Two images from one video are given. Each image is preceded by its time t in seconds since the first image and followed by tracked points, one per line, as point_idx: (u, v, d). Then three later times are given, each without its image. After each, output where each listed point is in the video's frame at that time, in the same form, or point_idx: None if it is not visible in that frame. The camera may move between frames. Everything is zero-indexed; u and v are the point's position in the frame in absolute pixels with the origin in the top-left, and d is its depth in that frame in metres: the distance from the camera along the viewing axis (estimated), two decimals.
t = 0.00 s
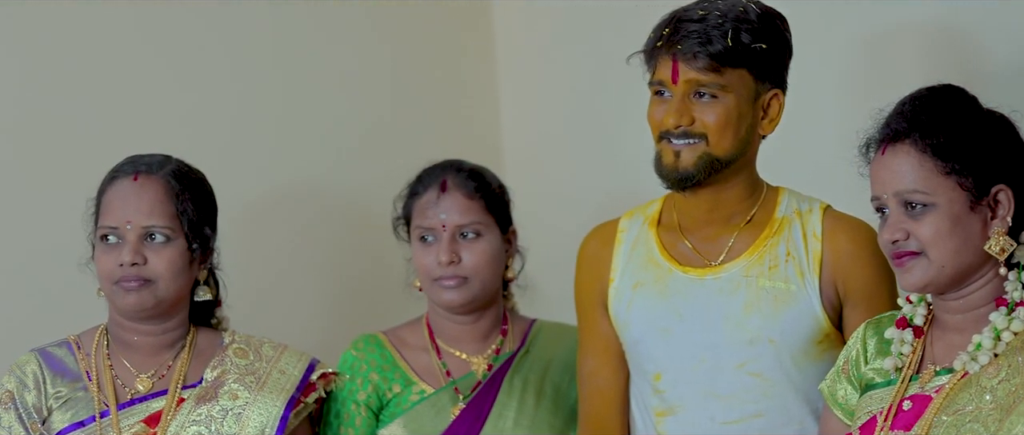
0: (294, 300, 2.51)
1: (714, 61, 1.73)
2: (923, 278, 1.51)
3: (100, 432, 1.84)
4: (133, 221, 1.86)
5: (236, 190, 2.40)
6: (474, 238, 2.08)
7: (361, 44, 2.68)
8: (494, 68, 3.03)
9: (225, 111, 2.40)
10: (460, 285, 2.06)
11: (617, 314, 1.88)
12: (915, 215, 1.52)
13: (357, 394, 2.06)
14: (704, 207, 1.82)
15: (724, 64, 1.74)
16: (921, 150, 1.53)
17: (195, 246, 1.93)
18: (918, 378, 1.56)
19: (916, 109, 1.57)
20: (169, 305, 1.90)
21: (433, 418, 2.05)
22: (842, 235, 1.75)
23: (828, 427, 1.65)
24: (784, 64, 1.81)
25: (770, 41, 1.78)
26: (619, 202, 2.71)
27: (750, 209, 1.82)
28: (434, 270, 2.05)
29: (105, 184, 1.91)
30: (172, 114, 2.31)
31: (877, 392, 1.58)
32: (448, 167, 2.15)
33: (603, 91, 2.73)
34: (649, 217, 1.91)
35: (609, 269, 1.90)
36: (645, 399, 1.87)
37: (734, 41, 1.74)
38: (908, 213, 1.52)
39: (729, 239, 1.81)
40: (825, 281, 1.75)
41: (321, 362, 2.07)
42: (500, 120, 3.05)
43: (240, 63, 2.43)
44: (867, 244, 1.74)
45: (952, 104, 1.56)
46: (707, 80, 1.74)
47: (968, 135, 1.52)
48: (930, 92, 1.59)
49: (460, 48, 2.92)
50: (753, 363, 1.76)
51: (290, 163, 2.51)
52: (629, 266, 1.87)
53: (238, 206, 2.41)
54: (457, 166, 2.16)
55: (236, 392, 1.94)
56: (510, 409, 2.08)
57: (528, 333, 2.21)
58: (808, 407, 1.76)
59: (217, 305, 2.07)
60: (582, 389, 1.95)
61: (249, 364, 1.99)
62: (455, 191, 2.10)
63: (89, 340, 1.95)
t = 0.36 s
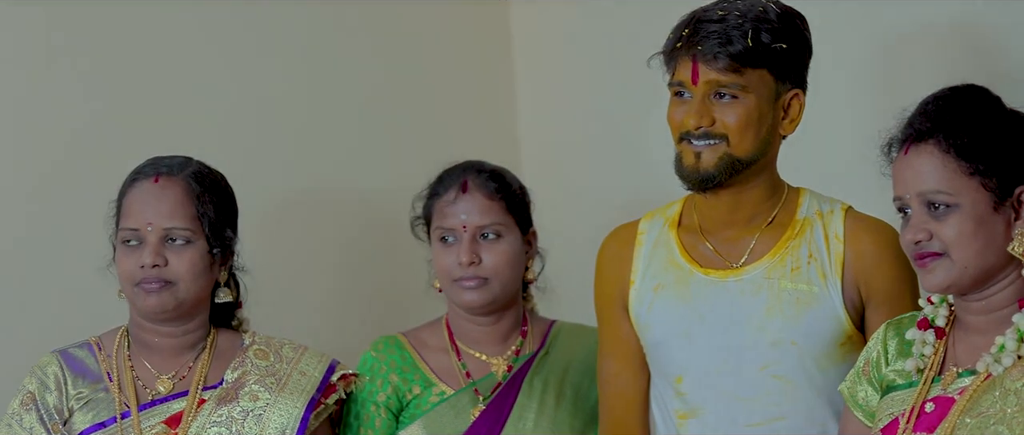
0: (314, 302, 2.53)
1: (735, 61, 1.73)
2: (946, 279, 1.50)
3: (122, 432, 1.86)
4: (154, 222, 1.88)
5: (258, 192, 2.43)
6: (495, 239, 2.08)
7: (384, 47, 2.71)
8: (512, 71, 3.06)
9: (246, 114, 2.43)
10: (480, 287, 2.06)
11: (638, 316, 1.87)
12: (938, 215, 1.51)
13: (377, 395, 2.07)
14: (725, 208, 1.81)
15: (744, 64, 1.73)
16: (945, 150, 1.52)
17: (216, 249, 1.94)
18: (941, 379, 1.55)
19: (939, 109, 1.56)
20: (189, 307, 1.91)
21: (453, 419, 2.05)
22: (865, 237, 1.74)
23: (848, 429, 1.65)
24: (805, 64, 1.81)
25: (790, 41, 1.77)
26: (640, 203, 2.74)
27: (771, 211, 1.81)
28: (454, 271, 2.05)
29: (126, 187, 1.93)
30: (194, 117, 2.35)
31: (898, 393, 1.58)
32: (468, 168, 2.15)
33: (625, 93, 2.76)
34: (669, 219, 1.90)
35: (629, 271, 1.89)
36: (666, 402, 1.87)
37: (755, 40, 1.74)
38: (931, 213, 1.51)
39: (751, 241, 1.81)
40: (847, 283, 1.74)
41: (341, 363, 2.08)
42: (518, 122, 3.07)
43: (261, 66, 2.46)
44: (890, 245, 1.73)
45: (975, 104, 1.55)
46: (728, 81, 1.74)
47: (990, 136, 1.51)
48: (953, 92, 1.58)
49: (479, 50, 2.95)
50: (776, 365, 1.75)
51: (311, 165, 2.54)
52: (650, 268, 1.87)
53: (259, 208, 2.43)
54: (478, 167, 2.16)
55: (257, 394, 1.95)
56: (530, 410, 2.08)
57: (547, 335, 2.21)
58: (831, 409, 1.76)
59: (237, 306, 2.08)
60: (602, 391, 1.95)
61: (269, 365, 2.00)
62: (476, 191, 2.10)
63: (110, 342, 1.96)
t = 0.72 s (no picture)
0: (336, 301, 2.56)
1: (762, 62, 1.73)
2: (972, 281, 1.49)
3: (144, 431, 1.88)
4: (178, 222, 1.90)
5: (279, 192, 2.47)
6: (519, 239, 2.09)
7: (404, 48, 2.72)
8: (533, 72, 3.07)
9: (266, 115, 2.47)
10: (504, 286, 2.07)
11: (663, 318, 1.87)
12: (965, 216, 1.50)
13: (400, 395, 2.09)
14: (751, 209, 1.81)
15: (771, 64, 1.73)
16: (972, 151, 1.51)
17: (239, 248, 1.96)
18: (967, 382, 1.55)
19: (965, 109, 1.56)
20: (212, 306, 1.93)
21: (474, 420, 2.06)
22: (892, 238, 1.74)
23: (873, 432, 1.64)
24: (831, 64, 1.81)
25: (817, 41, 1.77)
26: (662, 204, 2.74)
27: (798, 212, 1.81)
28: (478, 270, 2.06)
29: (150, 185, 1.96)
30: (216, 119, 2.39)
31: (924, 395, 1.57)
32: (492, 168, 2.16)
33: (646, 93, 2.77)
34: (694, 220, 1.90)
35: (655, 272, 1.89)
36: (692, 403, 1.87)
37: (782, 41, 1.74)
38: (958, 215, 1.51)
39: (777, 242, 1.80)
40: (873, 285, 1.74)
41: (363, 363, 2.09)
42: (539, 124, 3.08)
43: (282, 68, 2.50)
44: (917, 247, 1.73)
45: (1002, 105, 1.54)
46: (754, 81, 1.74)
47: (1016, 137, 1.51)
48: (978, 92, 1.58)
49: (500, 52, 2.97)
50: (802, 368, 1.75)
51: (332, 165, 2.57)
52: (675, 269, 1.86)
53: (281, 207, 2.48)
54: (502, 167, 2.17)
55: (280, 393, 1.97)
56: (553, 410, 2.10)
57: (570, 335, 2.21)
58: (857, 411, 1.75)
59: (260, 306, 2.10)
60: (625, 391, 1.96)
61: (292, 364, 2.02)
62: (500, 191, 2.11)
63: (133, 341, 1.98)
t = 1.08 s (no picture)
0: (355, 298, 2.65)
1: (793, 61, 1.73)
2: (1004, 281, 1.48)
3: (171, 431, 1.89)
4: (205, 221, 1.92)
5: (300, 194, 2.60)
6: (547, 239, 2.09)
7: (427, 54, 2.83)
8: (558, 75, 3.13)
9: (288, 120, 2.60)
10: (531, 287, 2.07)
11: (692, 318, 1.87)
12: (998, 216, 1.49)
13: (426, 395, 2.10)
14: (782, 209, 1.81)
15: (802, 63, 1.73)
16: (1005, 150, 1.50)
17: (264, 248, 1.98)
18: (999, 383, 1.54)
19: (997, 108, 1.55)
20: (238, 306, 1.95)
21: (500, 420, 2.07)
22: (925, 238, 1.73)
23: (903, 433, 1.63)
24: (864, 63, 1.80)
25: (849, 40, 1.76)
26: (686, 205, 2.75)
27: (828, 212, 1.80)
28: (506, 270, 2.07)
29: (177, 185, 1.98)
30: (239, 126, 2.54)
31: (956, 397, 1.56)
32: (520, 168, 2.17)
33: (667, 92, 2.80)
34: (724, 219, 1.90)
35: (684, 272, 1.89)
36: (722, 404, 1.86)
37: (814, 39, 1.73)
38: (990, 215, 1.50)
39: (808, 242, 1.80)
40: (905, 286, 1.73)
41: (389, 363, 2.12)
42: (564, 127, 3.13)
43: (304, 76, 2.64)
44: (950, 247, 1.72)
45: None
46: (785, 79, 1.74)
47: None
48: (1011, 90, 1.57)
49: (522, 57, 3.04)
50: (832, 369, 1.74)
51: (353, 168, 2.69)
52: (705, 270, 1.86)
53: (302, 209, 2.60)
54: (530, 166, 2.18)
55: (306, 393, 1.99)
56: (580, 410, 2.11)
57: (596, 335, 2.21)
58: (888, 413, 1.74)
59: (285, 307, 2.13)
60: (655, 387, 1.96)
61: (318, 364, 2.05)
62: (529, 190, 2.12)
63: (159, 342, 2.01)
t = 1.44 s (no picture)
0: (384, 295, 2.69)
1: (826, 57, 1.71)
2: None
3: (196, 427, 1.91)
4: (230, 217, 1.93)
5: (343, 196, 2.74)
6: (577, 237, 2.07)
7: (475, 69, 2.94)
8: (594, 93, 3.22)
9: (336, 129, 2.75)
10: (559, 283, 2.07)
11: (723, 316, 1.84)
12: None
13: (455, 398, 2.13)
14: (815, 207, 1.79)
15: (835, 59, 1.71)
16: None
17: (291, 244, 1.99)
18: None
19: None
20: (264, 301, 1.96)
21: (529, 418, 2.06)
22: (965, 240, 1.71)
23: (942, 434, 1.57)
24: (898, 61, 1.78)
25: (883, 37, 1.75)
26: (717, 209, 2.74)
27: (863, 210, 1.77)
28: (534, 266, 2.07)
29: (204, 182, 1.99)
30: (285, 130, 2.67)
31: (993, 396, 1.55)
32: (549, 165, 2.16)
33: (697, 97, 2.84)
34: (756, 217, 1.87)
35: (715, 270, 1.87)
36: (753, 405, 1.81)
37: (847, 36, 1.72)
38: None
39: (842, 240, 1.77)
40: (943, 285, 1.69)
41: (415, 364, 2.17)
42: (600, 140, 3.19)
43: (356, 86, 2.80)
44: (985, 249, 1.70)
45: None
46: (818, 76, 1.72)
47: None
48: None
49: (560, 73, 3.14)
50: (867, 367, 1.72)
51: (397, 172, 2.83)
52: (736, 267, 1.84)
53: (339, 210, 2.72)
54: (560, 164, 2.17)
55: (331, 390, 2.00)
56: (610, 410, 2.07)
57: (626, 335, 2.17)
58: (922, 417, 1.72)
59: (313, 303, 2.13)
60: (682, 390, 1.93)
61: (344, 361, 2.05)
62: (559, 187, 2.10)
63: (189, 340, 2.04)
